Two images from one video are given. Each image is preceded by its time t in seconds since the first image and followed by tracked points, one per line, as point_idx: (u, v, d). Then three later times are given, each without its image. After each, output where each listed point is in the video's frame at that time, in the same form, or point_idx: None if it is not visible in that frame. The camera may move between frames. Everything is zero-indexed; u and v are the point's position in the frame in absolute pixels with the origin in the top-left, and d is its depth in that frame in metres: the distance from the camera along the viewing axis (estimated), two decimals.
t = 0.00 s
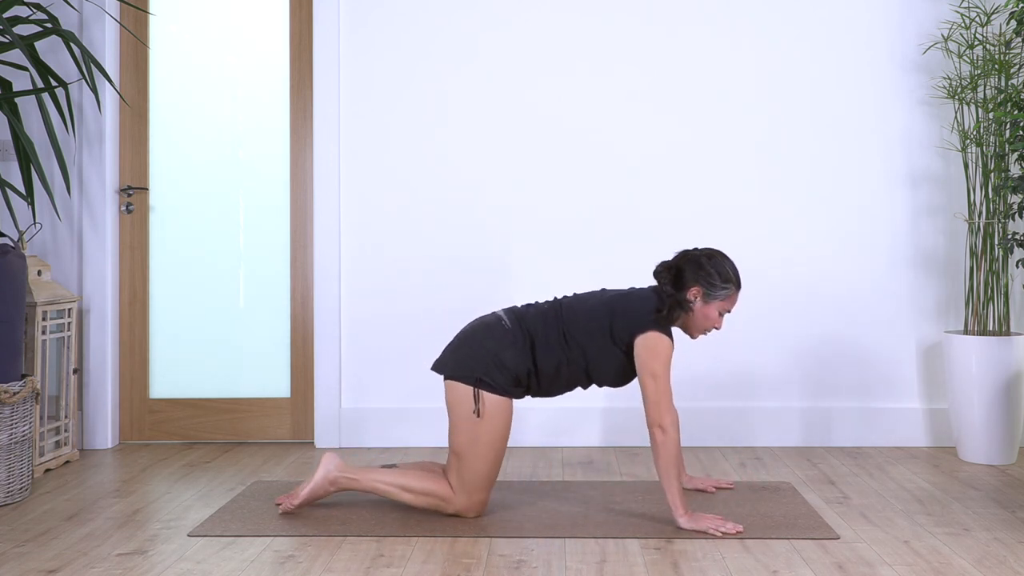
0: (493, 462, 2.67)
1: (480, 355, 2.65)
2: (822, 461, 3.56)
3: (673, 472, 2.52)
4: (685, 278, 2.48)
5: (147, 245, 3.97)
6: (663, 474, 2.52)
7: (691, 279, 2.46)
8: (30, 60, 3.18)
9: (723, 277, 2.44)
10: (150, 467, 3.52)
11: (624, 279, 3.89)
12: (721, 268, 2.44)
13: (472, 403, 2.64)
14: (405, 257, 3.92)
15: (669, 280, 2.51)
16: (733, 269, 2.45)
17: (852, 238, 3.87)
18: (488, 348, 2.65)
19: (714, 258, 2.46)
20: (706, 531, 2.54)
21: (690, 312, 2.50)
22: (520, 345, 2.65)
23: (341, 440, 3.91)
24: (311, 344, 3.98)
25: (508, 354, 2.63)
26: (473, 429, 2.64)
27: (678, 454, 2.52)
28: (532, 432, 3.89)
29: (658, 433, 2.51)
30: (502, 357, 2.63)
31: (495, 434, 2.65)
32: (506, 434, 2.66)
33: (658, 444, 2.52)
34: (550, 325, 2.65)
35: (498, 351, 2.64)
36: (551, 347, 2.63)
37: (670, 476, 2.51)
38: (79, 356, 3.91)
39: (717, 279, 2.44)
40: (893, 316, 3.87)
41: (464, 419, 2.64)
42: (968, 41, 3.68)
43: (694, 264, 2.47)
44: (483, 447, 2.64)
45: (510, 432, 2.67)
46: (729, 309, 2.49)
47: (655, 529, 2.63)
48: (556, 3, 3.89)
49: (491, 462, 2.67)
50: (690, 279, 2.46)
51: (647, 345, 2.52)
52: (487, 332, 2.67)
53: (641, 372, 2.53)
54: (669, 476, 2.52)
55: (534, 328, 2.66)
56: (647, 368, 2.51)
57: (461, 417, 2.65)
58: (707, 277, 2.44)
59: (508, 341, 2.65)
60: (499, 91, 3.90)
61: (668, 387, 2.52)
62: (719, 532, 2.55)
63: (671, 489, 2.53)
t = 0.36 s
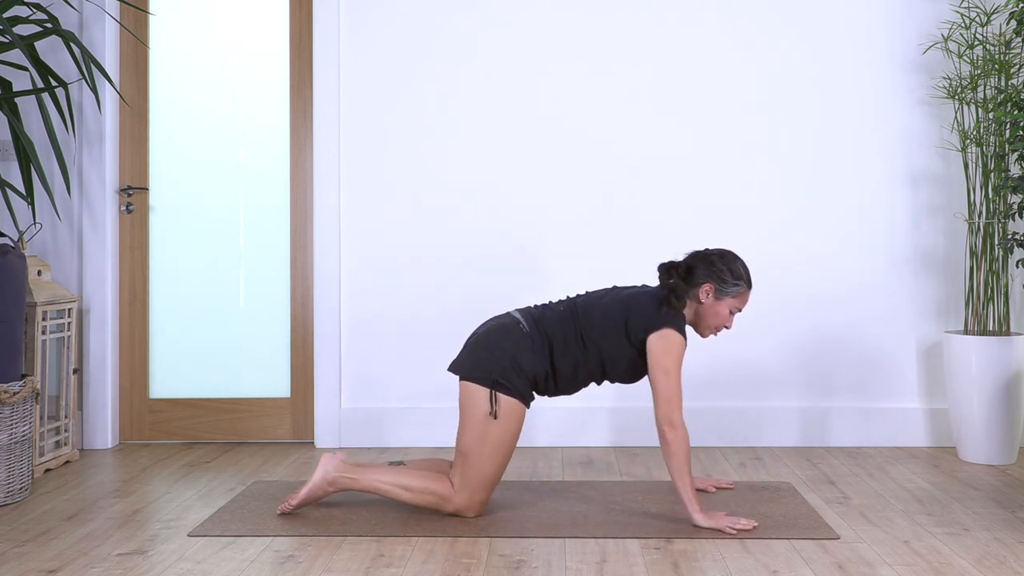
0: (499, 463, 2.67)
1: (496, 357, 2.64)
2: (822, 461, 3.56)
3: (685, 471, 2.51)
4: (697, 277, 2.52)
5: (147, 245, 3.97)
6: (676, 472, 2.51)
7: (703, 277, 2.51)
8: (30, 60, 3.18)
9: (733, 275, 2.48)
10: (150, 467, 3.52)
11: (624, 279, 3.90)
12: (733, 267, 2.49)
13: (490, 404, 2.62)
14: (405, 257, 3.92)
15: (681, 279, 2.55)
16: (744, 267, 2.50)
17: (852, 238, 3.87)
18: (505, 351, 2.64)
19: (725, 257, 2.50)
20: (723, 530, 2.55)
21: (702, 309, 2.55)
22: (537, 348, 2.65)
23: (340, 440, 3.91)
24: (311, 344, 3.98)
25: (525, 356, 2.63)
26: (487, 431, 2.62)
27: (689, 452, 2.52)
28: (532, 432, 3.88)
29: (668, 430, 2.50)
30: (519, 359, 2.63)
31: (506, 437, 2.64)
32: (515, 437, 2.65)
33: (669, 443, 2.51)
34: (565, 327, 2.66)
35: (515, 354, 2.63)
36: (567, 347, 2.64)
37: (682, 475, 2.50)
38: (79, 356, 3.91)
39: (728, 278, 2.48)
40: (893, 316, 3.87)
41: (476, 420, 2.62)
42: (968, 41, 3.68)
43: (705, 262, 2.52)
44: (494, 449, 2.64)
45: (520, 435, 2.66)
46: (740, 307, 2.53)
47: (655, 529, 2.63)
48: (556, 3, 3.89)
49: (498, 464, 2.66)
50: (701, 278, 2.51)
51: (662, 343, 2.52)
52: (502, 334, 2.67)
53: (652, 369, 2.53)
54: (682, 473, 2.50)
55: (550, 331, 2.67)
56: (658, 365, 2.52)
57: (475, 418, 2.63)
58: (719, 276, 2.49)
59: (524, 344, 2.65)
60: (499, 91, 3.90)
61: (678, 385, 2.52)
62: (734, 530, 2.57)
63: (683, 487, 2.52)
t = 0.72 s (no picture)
0: (504, 469, 2.67)
1: (512, 365, 2.63)
2: (822, 461, 3.57)
3: (692, 473, 2.53)
4: (719, 282, 2.52)
5: (147, 245, 3.97)
6: (684, 473, 2.54)
7: (726, 282, 2.51)
8: (30, 60, 3.18)
9: (757, 282, 2.49)
10: (150, 467, 3.52)
11: (624, 279, 3.90)
12: (756, 273, 2.49)
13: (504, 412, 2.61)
14: (405, 257, 3.92)
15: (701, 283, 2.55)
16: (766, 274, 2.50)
17: (851, 238, 3.87)
18: (521, 359, 2.63)
19: (749, 262, 2.51)
20: (722, 530, 2.56)
21: (722, 314, 2.55)
22: (554, 354, 2.64)
23: (340, 440, 3.91)
24: (311, 344, 3.98)
25: (542, 365, 2.63)
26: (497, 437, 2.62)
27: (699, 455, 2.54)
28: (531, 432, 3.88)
29: (682, 431, 2.52)
30: (535, 368, 2.63)
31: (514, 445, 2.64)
32: (525, 438, 2.65)
33: (681, 444, 2.53)
34: (582, 332, 2.65)
35: (531, 362, 2.63)
36: (582, 353, 2.63)
37: (689, 477, 2.53)
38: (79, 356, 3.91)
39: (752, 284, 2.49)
40: (893, 315, 3.87)
41: (486, 422, 2.62)
42: (968, 41, 3.68)
43: (728, 267, 2.52)
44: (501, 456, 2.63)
45: (529, 437, 2.66)
46: (761, 314, 2.54)
47: (655, 529, 2.63)
48: (556, 3, 3.89)
49: (503, 469, 2.66)
50: (724, 283, 2.51)
51: (681, 344, 2.51)
52: (517, 341, 2.66)
53: (671, 369, 2.52)
54: (686, 475, 2.54)
55: (566, 337, 2.65)
56: (677, 367, 2.51)
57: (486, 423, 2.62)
58: (743, 281, 2.49)
59: (541, 352, 2.64)
60: (499, 91, 3.90)
61: (696, 388, 2.51)
62: (734, 530, 2.57)
63: (688, 488, 2.55)
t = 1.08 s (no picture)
0: (513, 473, 2.67)
1: (530, 373, 2.64)
2: (822, 461, 3.57)
3: (696, 473, 2.54)
4: (741, 285, 2.51)
5: (147, 245, 3.97)
6: (687, 473, 2.54)
7: (749, 285, 2.50)
8: (30, 60, 3.18)
9: (780, 285, 2.48)
10: (150, 467, 3.52)
11: (624, 279, 3.90)
12: (778, 276, 2.49)
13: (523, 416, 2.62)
14: (405, 256, 3.92)
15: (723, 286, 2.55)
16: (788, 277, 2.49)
17: (851, 238, 3.87)
18: (540, 367, 2.64)
19: (772, 266, 2.50)
20: (722, 530, 2.57)
21: (744, 317, 2.54)
22: (573, 361, 2.65)
23: (340, 440, 3.91)
24: (311, 344, 3.98)
25: (561, 372, 2.64)
26: (513, 441, 2.62)
27: (703, 457, 2.53)
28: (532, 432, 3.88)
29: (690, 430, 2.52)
30: (555, 375, 2.63)
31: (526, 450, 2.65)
32: (539, 441, 2.66)
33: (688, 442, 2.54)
34: (600, 338, 2.65)
35: (550, 369, 2.64)
36: (600, 359, 2.63)
37: (692, 477, 2.54)
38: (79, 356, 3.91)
39: (774, 287, 2.48)
40: (893, 315, 3.87)
41: (504, 426, 2.63)
42: (968, 41, 3.68)
43: (751, 270, 2.51)
44: (513, 459, 2.64)
45: (544, 440, 2.67)
46: (783, 319, 2.53)
47: (655, 529, 2.63)
48: (556, 4, 3.89)
49: (512, 473, 2.67)
50: (747, 286, 2.50)
51: (698, 344, 2.50)
52: (536, 350, 2.67)
53: (686, 369, 2.52)
54: (688, 473, 2.54)
55: (584, 344, 2.66)
56: (692, 367, 2.50)
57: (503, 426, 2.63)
58: (766, 285, 2.48)
59: (559, 360, 2.65)
60: (499, 91, 3.90)
61: (709, 390, 2.51)
62: (734, 530, 2.57)
63: (691, 487, 2.55)
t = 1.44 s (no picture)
0: (522, 478, 2.67)
1: (549, 383, 2.64)
2: (822, 461, 3.57)
3: (698, 473, 2.53)
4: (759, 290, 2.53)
5: (147, 245, 3.97)
6: (690, 472, 2.53)
7: (767, 291, 2.52)
8: (30, 60, 3.18)
9: (797, 290, 2.50)
10: (150, 467, 3.52)
11: (624, 278, 3.90)
12: (795, 280, 2.50)
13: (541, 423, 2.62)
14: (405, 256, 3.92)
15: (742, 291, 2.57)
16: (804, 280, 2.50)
17: (851, 238, 3.87)
18: (558, 376, 2.64)
19: (788, 269, 2.52)
20: (723, 530, 2.57)
21: (761, 321, 2.57)
22: (592, 370, 2.65)
23: (340, 440, 3.91)
24: (311, 344, 3.98)
25: (580, 381, 2.64)
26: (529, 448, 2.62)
27: (706, 459, 2.52)
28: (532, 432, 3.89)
29: (694, 429, 2.52)
30: (574, 384, 2.63)
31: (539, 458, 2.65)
32: (553, 449, 2.66)
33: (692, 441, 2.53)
34: (618, 346, 2.66)
35: (569, 378, 2.64)
36: (619, 366, 2.64)
37: (694, 477, 2.53)
38: (79, 357, 3.91)
39: (791, 292, 2.50)
40: (893, 315, 3.87)
41: (523, 432, 2.62)
42: (968, 41, 3.68)
43: (768, 274, 2.53)
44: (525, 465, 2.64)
45: (559, 449, 2.67)
46: (800, 322, 2.56)
47: (655, 529, 2.63)
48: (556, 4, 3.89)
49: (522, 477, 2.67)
50: (764, 291, 2.52)
51: (710, 345, 2.51)
52: (554, 360, 2.67)
53: (696, 369, 2.52)
54: (691, 475, 2.53)
55: (602, 352, 2.66)
56: (702, 366, 2.51)
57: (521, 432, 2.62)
58: (784, 289, 2.50)
59: (577, 369, 2.65)
60: (500, 91, 3.90)
61: (718, 390, 2.51)
62: (734, 530, 2.58)
63: (693, 487, 2.55)
